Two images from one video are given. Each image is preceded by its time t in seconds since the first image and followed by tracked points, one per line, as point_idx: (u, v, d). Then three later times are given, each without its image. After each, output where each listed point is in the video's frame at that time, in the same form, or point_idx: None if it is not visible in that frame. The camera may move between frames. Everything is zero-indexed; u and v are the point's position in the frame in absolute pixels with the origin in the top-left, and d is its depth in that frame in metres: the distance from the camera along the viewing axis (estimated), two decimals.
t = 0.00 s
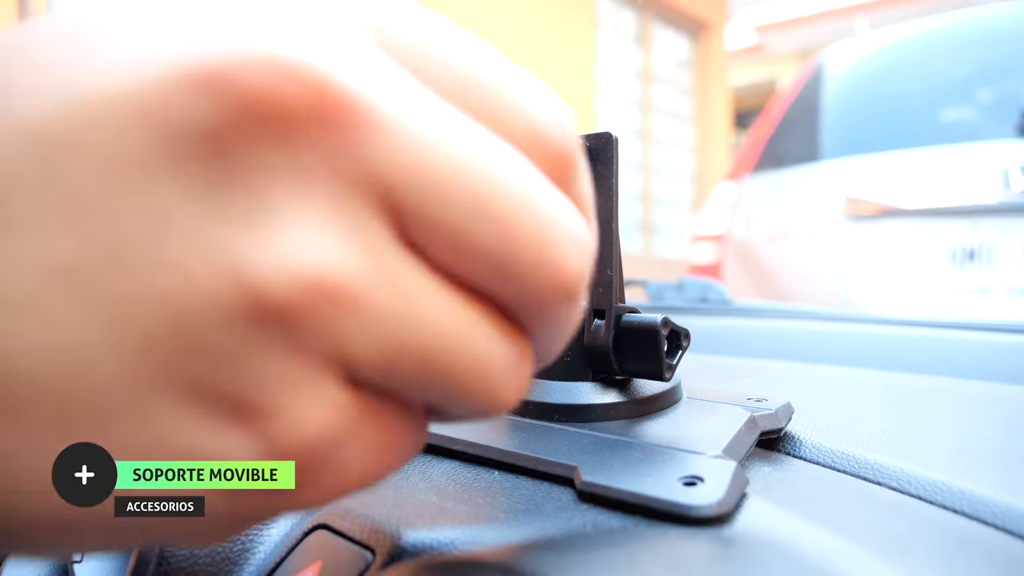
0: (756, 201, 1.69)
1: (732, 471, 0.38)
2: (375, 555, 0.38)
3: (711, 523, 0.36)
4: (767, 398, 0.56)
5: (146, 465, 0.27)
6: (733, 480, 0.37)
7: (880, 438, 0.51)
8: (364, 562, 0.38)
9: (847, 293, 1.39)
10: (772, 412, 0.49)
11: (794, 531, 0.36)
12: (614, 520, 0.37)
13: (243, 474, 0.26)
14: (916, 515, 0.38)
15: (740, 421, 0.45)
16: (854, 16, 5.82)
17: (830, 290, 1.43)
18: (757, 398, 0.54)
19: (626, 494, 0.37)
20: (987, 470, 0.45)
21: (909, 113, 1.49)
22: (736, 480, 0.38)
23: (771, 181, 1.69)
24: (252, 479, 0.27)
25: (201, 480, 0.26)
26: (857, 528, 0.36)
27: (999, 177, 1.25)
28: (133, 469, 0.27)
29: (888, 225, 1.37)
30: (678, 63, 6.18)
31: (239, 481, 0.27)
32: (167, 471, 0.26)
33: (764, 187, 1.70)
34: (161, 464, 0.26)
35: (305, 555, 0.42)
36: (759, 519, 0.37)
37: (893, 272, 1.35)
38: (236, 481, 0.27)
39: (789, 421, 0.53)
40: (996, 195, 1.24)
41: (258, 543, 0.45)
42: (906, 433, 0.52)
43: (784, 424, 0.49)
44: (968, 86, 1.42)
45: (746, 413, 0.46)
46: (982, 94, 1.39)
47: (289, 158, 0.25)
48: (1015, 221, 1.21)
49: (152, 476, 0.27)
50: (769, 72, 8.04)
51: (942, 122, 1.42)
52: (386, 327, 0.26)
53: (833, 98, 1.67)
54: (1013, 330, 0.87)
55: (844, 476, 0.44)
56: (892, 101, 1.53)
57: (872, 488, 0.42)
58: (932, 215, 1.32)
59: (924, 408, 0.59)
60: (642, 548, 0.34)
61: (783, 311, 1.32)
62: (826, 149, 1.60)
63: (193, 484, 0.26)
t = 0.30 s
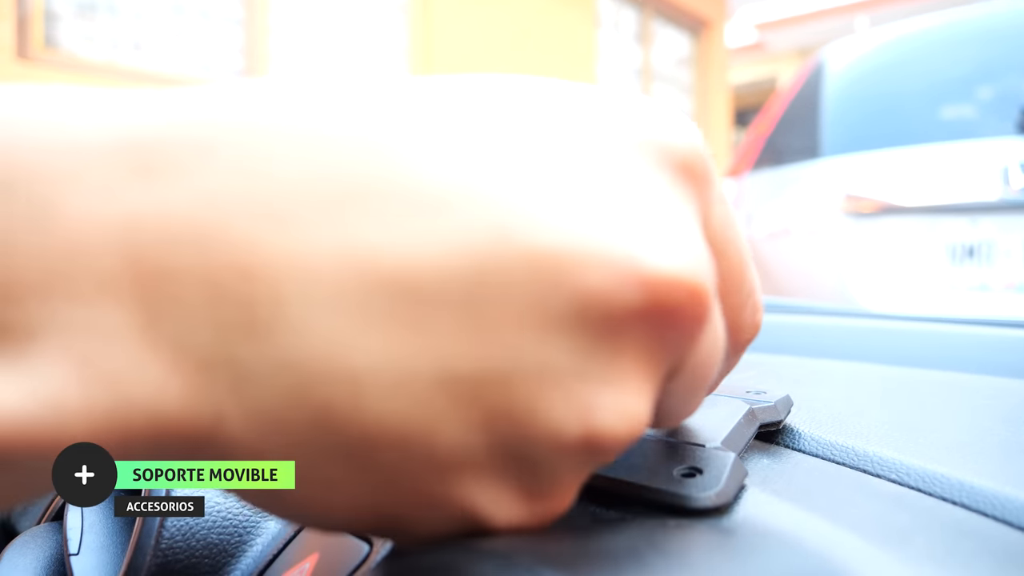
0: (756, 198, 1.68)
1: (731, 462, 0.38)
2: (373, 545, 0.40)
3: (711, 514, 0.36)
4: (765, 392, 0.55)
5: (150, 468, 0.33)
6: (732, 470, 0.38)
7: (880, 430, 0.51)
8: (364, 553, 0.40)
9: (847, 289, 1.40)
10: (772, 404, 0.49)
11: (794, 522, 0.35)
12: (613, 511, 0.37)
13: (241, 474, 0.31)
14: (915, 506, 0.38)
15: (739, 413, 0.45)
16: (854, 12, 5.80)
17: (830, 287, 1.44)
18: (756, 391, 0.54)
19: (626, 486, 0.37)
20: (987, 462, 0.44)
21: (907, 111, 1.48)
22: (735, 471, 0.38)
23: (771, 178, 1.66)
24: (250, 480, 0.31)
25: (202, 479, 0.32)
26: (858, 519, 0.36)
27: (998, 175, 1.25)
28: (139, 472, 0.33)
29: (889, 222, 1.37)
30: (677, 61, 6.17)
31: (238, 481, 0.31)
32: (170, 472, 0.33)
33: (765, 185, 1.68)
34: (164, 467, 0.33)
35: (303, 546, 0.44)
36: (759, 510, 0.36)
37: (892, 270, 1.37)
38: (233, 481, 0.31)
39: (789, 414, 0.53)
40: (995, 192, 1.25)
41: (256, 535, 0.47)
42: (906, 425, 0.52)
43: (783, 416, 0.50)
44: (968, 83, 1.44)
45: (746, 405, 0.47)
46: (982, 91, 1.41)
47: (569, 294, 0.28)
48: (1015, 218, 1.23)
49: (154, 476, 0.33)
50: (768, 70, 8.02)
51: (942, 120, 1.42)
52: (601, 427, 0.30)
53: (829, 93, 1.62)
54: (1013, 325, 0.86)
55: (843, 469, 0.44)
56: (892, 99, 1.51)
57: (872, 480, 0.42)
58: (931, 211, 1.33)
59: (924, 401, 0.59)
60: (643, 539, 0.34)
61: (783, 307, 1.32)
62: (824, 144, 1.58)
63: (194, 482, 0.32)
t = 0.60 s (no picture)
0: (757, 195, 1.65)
1: (732, 462, 0.39)
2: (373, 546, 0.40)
3: (712, 512, 0.37)
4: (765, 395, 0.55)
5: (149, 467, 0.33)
6: (733, 470, 0.39)
7: (880, 429, 0.51)
8: (364, 552, 0.41)
9: (846, 289, 1.40)
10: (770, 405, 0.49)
11: (794, 521, 0.36)
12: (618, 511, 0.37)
13: (244, 474, 0.33)
14: (914, 504, 0.39)
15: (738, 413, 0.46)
16: (855, 9, 5.80)
17: (828, 285, 1.43)
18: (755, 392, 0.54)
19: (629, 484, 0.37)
20: (987, 461, 0.44)
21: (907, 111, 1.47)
22: (735, 471, 0.39)
23: (772, 177, 1.62)
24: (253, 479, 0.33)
25: (202, 480, 0.33)
26: (857, 518, 0.37)
27: (998, 175, 1.25)
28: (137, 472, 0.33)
29: (889, 221, 1.37)
30: (677, 60, 6.17)
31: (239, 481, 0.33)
32: (170, 473, 0.33)
33: (767, 182, 1.63)
34: (164, 467, 0.33)
35: (303, 545, 0.45)
36: (760, 509, 0.37)
37: (895, 270, 1.36)
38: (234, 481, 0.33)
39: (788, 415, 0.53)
40: (995, 192, 1.26)
41: (256, 533, 0.47)
42: (905, 424, 0.53)
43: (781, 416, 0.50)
44: (967, 81, 1.43)
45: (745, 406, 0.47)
46: (982, 90, 1.40)
47: (613, 320, 0.31)
48: (1014, 217, 1.24)
49: (154, 477, 0.33)
50: (768, 70, 7.99)
51: (942, 119, 1.42)
52: (655, 436, 0.33)
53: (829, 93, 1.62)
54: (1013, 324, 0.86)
55: (842, 468, 0.44)
56: (890, 99, 1.51)
57: (872, 479, 0.42)
58: (931, 211, 1.33)
59: (923, 400, 0.59)
60: (646, 538, 0.34)
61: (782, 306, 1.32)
62: (823, 143, 1.58)
63: (194, 483, 0.33)
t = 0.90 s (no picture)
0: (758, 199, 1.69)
1: (723, 475, 0.41)
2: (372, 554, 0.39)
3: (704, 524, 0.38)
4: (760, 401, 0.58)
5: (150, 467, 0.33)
6: (725, 482, 0.40)
7: (876, 437, 0.52)
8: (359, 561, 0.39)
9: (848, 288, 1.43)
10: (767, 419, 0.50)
11: (784, 529, 0.37)
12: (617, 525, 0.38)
13: (244, 474, 0.33)
14: (905, 515, 0.39)
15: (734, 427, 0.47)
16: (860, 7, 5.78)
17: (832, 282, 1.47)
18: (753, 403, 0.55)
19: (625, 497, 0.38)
20: (984, 470, 0.45)
21: (917, 108, 1.40)
22: (728, 483, 0.40)
23: (773, 178, 1.64)
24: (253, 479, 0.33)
25: (201, 480, 0.33)
26: (847, 528, 0.37)
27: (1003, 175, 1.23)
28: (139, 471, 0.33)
29: (897, 221, 1.37)
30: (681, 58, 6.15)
31: (239, 481, 0.33)
32: (170, 472, 0.33)
33: (768, 183, 1.66)
34: (165, 466, 0.33)
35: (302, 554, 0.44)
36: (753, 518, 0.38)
37: (901, 267, 1.36)
38: (234, 481, 0.33)
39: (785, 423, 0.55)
40: (1000, 192, 1.24)
41: (258, 540, 0.47)
42: (902, 431, 0.53)
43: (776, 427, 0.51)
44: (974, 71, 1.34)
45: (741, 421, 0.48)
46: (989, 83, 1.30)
47: (592, 327, 0.33)
48: (1015, 217, 1.22)
49: (154, 477, 0.33)
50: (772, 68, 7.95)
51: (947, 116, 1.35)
52: (635, 443, 0.36)
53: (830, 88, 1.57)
54: (1015, 326, 0.86)
55: (835, 479, 0.45)
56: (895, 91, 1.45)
57: (863, 491, 0.43)
58: (936, 211, 1.32)
59: (920, 404, 0.60)
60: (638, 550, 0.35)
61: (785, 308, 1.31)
62: (827, 137, 1.57)
63: (194, 483, 0.33)
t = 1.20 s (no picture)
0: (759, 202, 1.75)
1: (702, 453, 0.39)
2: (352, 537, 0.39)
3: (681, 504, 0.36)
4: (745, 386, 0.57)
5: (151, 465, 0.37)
6: (702, 460, 0.38)
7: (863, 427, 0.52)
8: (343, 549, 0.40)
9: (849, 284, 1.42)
10: (751, 398, 0.49)
11: (766, 514, 0.36)
12: (586, 500, 0.36)
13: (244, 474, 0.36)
14: (886, 499, 0.39)
15: (717, 405, 0.45)
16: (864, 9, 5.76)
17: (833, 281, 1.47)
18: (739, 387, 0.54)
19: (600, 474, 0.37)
20: (967, 457, 0.45)
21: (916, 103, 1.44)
22: (705, 462, 0.38)
23: (773, 182, 1.75)
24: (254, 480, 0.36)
25: (201, 479, 0.36)
26: (829, 512, 0.37)
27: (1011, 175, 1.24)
28: (138, 469, 0.37)
29: (904, 221, 1.34)
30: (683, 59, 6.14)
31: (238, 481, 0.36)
32: (170, 472, 0.37)
33: (765, 189, 1.76)
34: (165, 467, 0.37)
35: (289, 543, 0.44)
36: (730, 500, 0.37)
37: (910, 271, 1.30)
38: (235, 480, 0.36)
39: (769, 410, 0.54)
40: (1005, 191, 1.23)
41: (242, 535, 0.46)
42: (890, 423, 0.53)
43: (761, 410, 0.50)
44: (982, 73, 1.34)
45: (724, 399, 0.47)
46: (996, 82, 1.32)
47: (401, 278, 0.36)
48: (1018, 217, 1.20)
49: (153, 476, 0.37)
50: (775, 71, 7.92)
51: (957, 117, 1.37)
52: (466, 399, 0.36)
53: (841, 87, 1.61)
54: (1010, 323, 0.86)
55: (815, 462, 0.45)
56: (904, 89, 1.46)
57: (843, 474, 0.43)
58: (942, 211, 1.27)
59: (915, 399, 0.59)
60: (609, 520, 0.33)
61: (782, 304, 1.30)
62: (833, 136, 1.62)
63: (192, 482, 0.36)
